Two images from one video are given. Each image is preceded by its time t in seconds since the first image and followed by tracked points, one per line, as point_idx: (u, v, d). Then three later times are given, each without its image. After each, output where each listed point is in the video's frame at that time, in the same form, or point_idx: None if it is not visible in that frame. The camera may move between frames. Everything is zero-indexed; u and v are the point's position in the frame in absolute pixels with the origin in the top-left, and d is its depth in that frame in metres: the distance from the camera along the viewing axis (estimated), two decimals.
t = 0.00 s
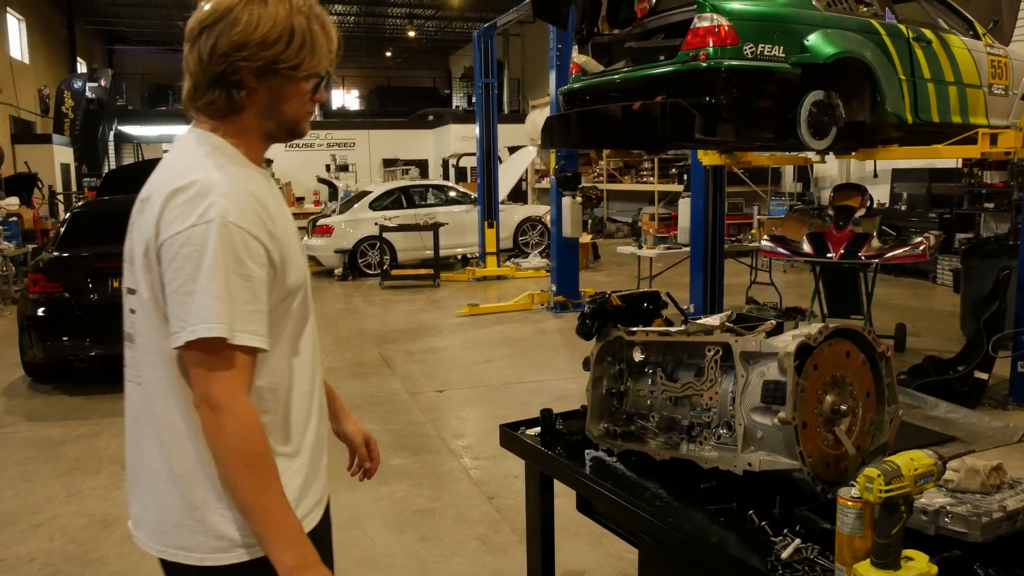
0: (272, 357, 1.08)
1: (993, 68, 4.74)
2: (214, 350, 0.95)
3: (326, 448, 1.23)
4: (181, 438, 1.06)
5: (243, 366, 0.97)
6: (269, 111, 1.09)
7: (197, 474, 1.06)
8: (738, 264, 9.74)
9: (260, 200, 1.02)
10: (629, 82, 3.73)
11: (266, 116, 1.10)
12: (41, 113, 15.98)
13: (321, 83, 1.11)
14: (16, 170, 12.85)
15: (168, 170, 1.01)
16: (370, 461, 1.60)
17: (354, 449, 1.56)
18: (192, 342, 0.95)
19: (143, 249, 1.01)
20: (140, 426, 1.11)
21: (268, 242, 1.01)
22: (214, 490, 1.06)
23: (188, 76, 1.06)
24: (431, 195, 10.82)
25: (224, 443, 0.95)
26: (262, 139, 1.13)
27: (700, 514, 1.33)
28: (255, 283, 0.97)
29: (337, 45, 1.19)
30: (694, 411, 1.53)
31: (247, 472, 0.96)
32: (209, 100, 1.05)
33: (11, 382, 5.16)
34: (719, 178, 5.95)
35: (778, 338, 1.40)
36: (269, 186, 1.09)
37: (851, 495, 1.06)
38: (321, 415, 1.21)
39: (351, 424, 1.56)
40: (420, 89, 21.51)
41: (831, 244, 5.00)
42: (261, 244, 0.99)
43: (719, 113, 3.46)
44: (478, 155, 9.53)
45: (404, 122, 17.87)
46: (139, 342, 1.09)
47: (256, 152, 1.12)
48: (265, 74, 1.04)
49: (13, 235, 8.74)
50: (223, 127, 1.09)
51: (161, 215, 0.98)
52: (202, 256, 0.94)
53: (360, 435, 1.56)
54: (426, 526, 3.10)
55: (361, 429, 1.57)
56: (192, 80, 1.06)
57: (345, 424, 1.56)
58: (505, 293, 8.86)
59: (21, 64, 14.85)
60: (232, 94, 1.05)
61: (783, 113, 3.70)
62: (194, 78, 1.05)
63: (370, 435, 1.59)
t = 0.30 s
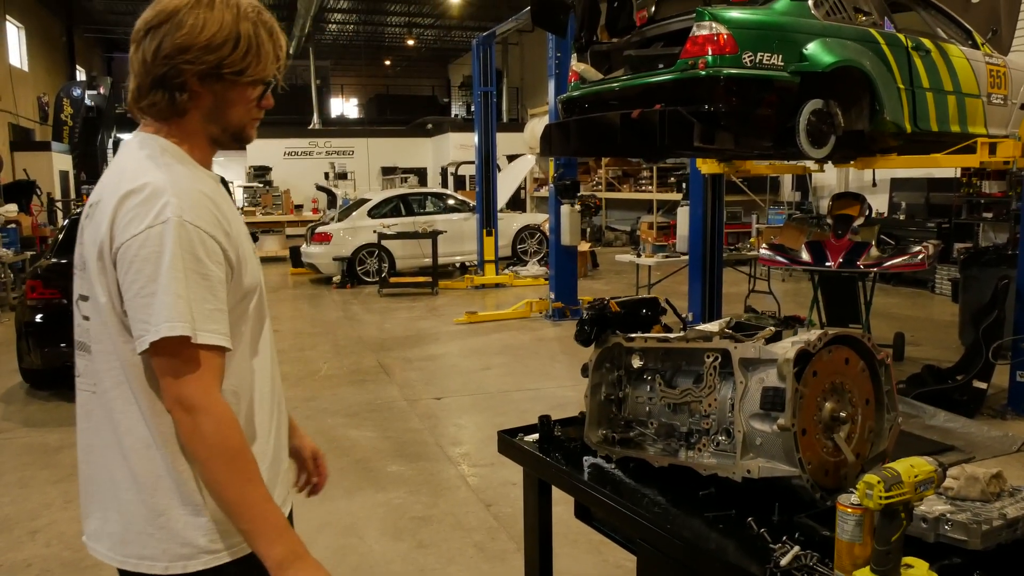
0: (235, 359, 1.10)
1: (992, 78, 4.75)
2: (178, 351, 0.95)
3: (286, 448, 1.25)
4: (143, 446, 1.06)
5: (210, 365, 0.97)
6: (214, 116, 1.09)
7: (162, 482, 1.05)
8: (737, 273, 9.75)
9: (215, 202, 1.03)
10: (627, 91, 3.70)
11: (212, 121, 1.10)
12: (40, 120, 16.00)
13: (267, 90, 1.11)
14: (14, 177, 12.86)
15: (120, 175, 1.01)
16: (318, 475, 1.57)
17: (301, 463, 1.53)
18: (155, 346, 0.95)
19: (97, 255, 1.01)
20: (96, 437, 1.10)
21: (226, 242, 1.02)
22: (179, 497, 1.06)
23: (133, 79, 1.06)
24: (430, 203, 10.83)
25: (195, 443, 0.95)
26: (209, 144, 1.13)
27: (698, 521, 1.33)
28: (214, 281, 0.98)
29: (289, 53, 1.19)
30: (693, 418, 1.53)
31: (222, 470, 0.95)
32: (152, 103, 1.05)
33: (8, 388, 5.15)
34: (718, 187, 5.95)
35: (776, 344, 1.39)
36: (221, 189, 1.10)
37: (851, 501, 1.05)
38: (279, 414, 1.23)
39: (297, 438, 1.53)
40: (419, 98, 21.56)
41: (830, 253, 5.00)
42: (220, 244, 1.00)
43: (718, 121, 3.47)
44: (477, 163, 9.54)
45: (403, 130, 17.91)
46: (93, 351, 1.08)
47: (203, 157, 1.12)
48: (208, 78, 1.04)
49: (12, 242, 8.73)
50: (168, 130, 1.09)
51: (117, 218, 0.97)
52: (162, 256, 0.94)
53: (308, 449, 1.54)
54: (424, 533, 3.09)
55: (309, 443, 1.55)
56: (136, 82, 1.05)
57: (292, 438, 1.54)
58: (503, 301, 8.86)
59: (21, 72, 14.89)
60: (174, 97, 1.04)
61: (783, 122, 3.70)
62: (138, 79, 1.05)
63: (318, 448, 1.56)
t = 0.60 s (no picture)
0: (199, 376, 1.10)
1: (997, 83, 4.73)
2: (141, 372, 0.94)
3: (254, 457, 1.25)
4: (94, 471, 1.04)
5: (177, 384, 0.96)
6: (165, 119, 1.08)
7: (116, 508, 1.04)
8: (740, 278, 9.74)
9: (174, 215, 1.02)
10: (631, 95, 3.71)
11: (163, 125, 1.09)
12: (46, 124, 16.05)
13: (220, 93, 1.10)
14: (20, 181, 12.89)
15: (70, 189, 0.99)
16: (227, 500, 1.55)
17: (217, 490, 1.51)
18: (118, 367, 0.93)
19: (47, 274, 0.98)
20: (40, 462, 1.07)
21: (188, 256, 1.02)
22: (134, 522, 1.04)
23: (76, 78, 1.03)
24: (433, 207, 10.83)
25: (165, 464, 0.94)
26: (160, 148, 1.11)
27: (699, 526, 1.32)
28: (175, 298, 0.97)
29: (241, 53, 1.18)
30: (695, 423, 1.52)
31: (192, 491, 0.95)
32: (95, 104, 1.02)
33: (12, 390, 5.16)
34: (722, 192, 5.94)
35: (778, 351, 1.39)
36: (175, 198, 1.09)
37: (853, 508, 1.05)
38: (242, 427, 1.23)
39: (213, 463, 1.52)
40: (423, 102, 21.59)
41: (833, 258, 4.97)
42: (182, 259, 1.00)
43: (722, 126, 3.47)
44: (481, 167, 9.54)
45: (407, 134, 17.93)
46: (39, 374, 1.05)
47: (154, 161, 1.11)
48: (158, 80, 1.02)
49: (17, 245, 8.75)
50: (115, 132, 1.07)
51: (71, 236, 0.95)
52: (122, 274, 0.93)
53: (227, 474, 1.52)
54: (425, 537, 3.08)
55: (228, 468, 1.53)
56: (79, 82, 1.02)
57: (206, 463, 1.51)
58: (506, 305, 8.86)
59: (27, 76, 14.94)
60: (121, 101, 1.02)
61: (786, 127, 3.70)
62: (81, 79, 1.02)
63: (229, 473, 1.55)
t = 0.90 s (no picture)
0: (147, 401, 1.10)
1: (999, 84, 4.74)
2: (87, 407, 0.92)
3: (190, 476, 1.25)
4: (24, 500, 1.01)
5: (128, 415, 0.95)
6: (125, 125, 1.06)
7: (45, 538, 1.01)
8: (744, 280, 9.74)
9: (127, 239, 1.00)
10: (633, 98, 3.71)
11: (122, 131, 1.08)
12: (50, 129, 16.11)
13: (185, 97, 1.09)
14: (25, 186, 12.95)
15: (14, 205, 0.96)
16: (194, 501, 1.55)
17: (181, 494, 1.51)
18: (62, 402, 0.91)
19: None
20: None
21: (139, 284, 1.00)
22: (59, 554, 1.01)
23: (31, 79, 1.02)
24: (437, 211, 10.85)
25: (112, 502, 0.93)
26: (118, 153, 1.10)
27: (702, 528, 1.32)
28: (127, 328, 0.96)
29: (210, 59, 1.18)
30: (699, 425, 1.52)
31: (137, 530, 0.94)
32: (51, 108, 1.01)
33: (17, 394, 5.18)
34: (724, 194, 5.93)
35: (778, 352, 1.39)
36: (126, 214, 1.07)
37: (856, 508, 1.05)
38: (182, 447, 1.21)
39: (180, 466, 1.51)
40: (426, 105, 21.64)
41: (836, 260, 4.97)
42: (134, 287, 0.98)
43: (723, 128, 3.48)
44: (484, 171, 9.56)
45: (410, 138, 17.97)
46: None
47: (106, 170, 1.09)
48: (120, 86, 1.02)
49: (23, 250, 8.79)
50: (70, 137, 1.05)
51: (13, 259, 0.92)
52: (70, 303, 0.91)
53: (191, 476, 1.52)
54: (430, 540, 3.09)
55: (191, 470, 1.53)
56: (36, 82, 1.01)
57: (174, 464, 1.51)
58: (510, 308, 8.87)
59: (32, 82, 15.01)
60: (79, 106, 1.01)
61: (789, 129, 3.70)
62: (37, 80, 1.00)
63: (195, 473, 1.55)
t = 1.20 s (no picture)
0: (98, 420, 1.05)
1: (1002, 89, 4.75)
2: (21, 441, 0.86)
3: (156, 468, 1.23)
4: None
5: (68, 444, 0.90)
6: (74, 137, 0.99)
7: None
8: (745, 284, 9.74)
9: (70, 257, 0.93)
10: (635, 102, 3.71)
11: (71, 143, 1.00)
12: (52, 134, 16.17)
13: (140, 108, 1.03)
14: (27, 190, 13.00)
15: None
16: (210, 489, 1.53)
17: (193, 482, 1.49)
18: None
19: None
20: None
21: (84, 306, 0.93)
22: None
23: None
24: (438, 214, 10.86)
25: (50, 538, 0.89)
26: (69, 163, 1.03)
27: (706, 531, 1.32)
28: (66, 355, 0.89)
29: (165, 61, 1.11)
30: (703, 427, 1.53)
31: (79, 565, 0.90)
32: None
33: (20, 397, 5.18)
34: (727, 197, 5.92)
35: (783, 355, 1.39)
36: (75, 227, 1.00)
37: (860, 509, 1.05)
38: (145, 443, 1.19)
39: (189, 458, 1.48)
40: (428, 110, 21.70)
41: (839, 264, 4.99)
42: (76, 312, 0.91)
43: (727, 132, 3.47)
44: (486, 175, 9.57)
45: (411, 142, 18.01)
46: None
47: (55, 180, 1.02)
48: (66, 98, 0.94)
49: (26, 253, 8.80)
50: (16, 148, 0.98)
51: None
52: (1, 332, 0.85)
53: (198, 467, 1.50)
54: (433, 543, 3.09)
55: (199, 460, 1.50)
56: None
57: (180, 456, 1.49)
58: (512, 312, 8.88)
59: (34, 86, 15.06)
60: (22, 122, 0.94)
61: (790, 133, 3.70)
62: None
63: (209, 464, 1.52)
